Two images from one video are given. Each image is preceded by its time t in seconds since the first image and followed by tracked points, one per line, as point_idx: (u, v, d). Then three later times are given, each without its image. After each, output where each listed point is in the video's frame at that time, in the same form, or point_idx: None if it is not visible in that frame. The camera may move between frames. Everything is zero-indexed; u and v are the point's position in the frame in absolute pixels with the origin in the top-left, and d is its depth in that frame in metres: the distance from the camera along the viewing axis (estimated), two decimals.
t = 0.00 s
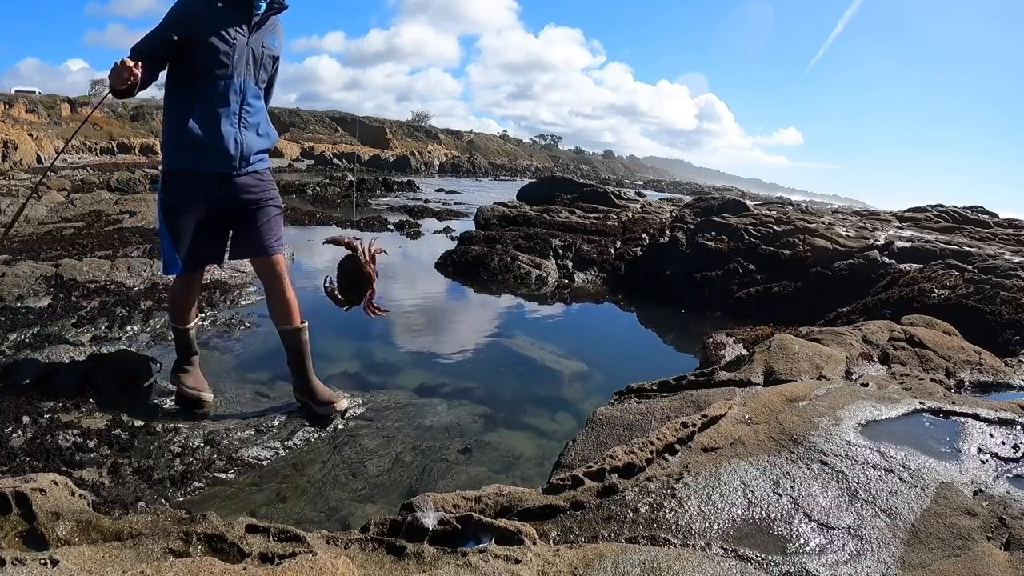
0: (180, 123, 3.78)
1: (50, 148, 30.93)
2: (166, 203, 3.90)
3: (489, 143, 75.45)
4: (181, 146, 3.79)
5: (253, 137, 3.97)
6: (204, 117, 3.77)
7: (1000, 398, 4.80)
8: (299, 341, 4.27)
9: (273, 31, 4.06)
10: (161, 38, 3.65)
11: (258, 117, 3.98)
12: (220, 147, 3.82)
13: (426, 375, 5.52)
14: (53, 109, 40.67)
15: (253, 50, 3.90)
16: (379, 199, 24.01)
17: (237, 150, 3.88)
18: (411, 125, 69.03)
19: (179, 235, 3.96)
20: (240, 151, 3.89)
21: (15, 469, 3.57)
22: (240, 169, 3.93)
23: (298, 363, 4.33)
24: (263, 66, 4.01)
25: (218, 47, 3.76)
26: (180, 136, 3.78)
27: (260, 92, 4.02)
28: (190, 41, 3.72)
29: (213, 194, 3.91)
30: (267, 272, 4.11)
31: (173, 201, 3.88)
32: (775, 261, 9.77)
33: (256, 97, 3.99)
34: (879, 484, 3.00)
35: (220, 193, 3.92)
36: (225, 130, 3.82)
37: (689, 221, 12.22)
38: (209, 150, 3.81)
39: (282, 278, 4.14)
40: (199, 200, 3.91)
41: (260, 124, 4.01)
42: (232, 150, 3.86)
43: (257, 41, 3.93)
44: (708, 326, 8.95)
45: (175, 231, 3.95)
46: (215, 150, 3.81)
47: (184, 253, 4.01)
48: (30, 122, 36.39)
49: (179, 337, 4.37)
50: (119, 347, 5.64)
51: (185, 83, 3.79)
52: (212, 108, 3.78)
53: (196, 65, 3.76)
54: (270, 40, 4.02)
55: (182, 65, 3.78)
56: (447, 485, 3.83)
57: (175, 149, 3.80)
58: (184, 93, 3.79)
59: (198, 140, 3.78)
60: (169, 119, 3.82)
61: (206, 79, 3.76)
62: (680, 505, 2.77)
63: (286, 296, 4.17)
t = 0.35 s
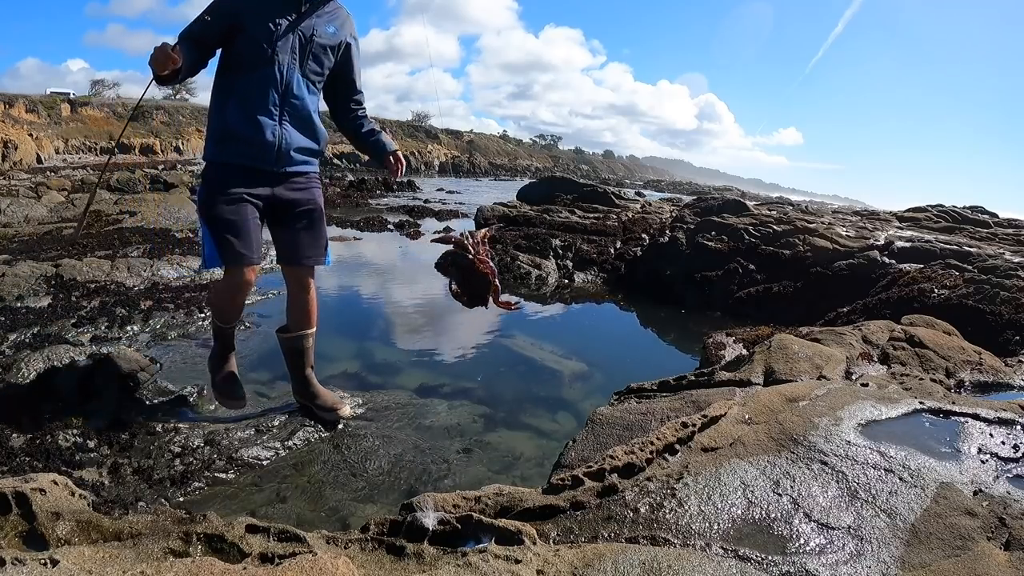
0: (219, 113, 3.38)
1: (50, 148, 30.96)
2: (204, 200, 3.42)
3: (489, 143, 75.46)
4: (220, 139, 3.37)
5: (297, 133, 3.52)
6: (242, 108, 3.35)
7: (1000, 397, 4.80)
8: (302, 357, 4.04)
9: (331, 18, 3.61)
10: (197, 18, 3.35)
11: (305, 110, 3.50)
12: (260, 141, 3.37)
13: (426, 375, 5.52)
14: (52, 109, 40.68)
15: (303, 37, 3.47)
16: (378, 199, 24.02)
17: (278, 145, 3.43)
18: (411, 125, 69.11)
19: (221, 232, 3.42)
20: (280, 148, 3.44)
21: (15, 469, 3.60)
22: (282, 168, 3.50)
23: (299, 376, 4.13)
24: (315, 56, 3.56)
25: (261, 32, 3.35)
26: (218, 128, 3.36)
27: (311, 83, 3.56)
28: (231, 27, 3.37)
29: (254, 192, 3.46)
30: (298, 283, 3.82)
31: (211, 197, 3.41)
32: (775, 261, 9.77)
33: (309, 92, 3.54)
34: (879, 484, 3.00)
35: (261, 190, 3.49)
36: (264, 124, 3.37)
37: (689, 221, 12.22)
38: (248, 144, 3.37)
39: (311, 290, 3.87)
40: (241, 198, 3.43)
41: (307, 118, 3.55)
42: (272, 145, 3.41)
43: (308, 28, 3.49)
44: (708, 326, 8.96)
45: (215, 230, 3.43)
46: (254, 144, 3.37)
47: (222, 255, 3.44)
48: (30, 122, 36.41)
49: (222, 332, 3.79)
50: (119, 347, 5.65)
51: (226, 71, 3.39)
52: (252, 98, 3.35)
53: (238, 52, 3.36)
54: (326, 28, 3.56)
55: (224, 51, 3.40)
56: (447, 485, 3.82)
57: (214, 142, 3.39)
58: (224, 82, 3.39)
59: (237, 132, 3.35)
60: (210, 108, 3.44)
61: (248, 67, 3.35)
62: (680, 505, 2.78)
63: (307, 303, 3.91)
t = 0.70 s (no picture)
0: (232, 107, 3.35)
1: (50, 148, 30.97)
2: (218, 197, 3.40)
3: (489, 143, 75.48)
4: (234, 135, 3.35)
5: (311, 125, 3.49)
6: (255, 101, 3.31)
7: (999, 398, 4.80)
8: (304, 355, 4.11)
9: (344, 3, 3.57)
10: None
11: (320, 100, 3.49)
12: (274, 134, 3.33)
13: (426, 375, 5.52)
14: (53, 109, 40.69)
15: (317, 24, 3.45)
16: (378, 199, 24.03)
17: (293, 138, 3.40)
18: (411, 125, 69.14)
19: (237, 231, 3.42)
20: (295, 141, 3.40)
21: (15, 470, 3.61)
22: (298, 162, 3.46)
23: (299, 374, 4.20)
24: (327, 44, 3.52)
25: (274, 21, 3.30)
26: (231, 123, 3.34)
27: (325, 73, 3.53)
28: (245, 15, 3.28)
29: (268, 189, 3.44)
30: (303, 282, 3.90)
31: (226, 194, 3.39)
32: (775, 261, 9.77)
33: (323, 81, 3.51)
34: (879, 484, 3.00)
35: (275, 187, 3.47)
36: (278, 117, 3.34)
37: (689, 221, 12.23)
38: (261, 138, 3.33)
39: (313, 288, 3.95)
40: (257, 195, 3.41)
41: (320, 110, 3.52)
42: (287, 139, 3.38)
43: (321, 15, 3.46)
44: (708, 326, 8.96)
45: (230, 227, 3.42)
46: (269, 138, 3.33)
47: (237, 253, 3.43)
48: (31, 122, 36.42)
49: (253, 361, 3.72)
50: (119, 347, 5.66)
51: (240, 64, 3.35)
52: (265, 91, 3.31)
53: (251, 44, 3.31)
54: (338, 14, 3.54)
55: (237, 42, 3.34)
56: (447, 485, 3.82)
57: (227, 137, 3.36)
58: (238, 76, 3.35)
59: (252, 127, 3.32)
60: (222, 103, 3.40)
61: (262, 60, 3.32)
62: (680, 505, 2.77)
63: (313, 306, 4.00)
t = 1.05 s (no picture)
0: (231, 107, 3.27)
1: (50, 148, 30.97)
2: (217, 202, 3.34)
3: (490, 143, 75.49)
4: (233, 136, 3.29)
5: (313, 124, 3.49)
6: (258, 102, 3.26)
7: (999, 398, 4.80)
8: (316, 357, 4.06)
9: None
10: None
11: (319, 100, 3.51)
12: (278, 135, 3.31)
13: (426, 375, 5.52)
14: (52, 109, 40.65)
15: (314, 20, 3.43)
16: (378, 199, 24.03)
17: (298, 139, 3.40)
18: (411, 125, 69.17)
19: (236, 235, 3.36)
20: (300, 142, 3.41)
21: (15, 469, 3.61)
22: (301, 163, 3.47)
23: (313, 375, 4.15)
24: (321, 39, 3.53)
25: (276, 15, 3.23)
26: (230, 125, 3.27)
27: (321, 70, 3.54)
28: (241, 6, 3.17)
29: (270, 190, 3.41)
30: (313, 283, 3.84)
31: (225, 198, 3.33)
32: (775, 261, 9.77)
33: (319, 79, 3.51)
34: (879, 484, 3.00)
35: (277, 189, 3.44)
36: (283, 117, 3.32)
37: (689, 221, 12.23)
38: (265, 140, 3.30)
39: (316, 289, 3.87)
40: (257, 197, 3.38)
41: (320, 108, 3.53)
42: (291, 139, 3.37)
43: (319, 10, 3.45)
44: (708, 326, 8.96)
45: (229, 231, 3.36)
46: (271, 139, 3.31)
47: (234, 256, 3.36)
48: (31, 122, 36.41)
49: (256, 360, 3.70)
50: (119, 347, 5.66)
51: (235, 61, 3.24)
52: (268, 91, 3.27)
53: (250, 39, 3.21)
54: (331, 10, 3.55)
55: (232, 37, 3.21)
56: (448, 485, 3.83)
57: (225, 139, 3.29)
58: (235, 73, 3.25)
59: (255, 129, 3.28)
60: (216, 104, 3.31)
61: (262, 57, 3.25)
62: (680, 505, 2.77)
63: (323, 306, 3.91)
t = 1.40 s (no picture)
0: (239, 106, 3.25)
1: (50, 148, 30.99)
2: (221, 202, 3.30)
3: (489, 143, 75.51)
4: (239, 136, 3.25)
5: (322, 125, 3.48)
6: (267, 101, 3.25)
7: (999, 397, 4.80)
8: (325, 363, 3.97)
9: None
10: None
11: (329, 101, 3.49)
12: (287, 136, 3.31)
13: (426, 375, 5.52)
14: (52, 109, 40.64)
15: (326, 20, 3.42)
16: (378, 199, 24.04)
17: (306, 139, 3.39)
18: (411, 125, 69.23)
19: (240, 236, 3.32)
20: (308, 142, 3.40)
21: (15, 470, 3.62)
22: (309, 163, 3.46)
23: (322, 381, 4.07)
24: (333, 39, 3.51)
25: (287, 14, 3.23)
26: (237, 124, 3.25)
27: (331, 71, 3.53)
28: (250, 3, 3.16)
29: (275, 191, 3.39)
30: (317, 288, 3.78)
31: (230, 198, 3.30)
32: (775, 261, 9.78)
33: (329, 80, 3.50)
34: (879, 484, 3.00)
35: (283, 190, 3.42)
36: (291, 117, 3.31)
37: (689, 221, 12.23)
38: (272, 140, 3.28)
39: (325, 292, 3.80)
40: (263, 198, 3.35)
41: (330, 109, 3.52)
42: (298, 139, 3.36)
43: (331, 10, 3.44)
44: (708, 326, 8.96)
45: (232, 232, 3.32)
46: (279, 139, 3.30)
47: (238, 257, 3.32)
48: (31, 122, 36.41)
49: (258, 360, 3.67)
50: (119, 347, 5.66)
51: (243, 60, 3.23)
52: (277, 90, 3.26)
53: (259, 37, 3.19)
54: (342, 10, 3.54)
55: (241, 35, 3.19)
56: (447, 486, 3.83)
57: (231, 139, 3.26)
58: (243, 72, 3.24)
59: (262, 128, 3.26)
60: (221, 102, 3.28)
61: (271, 57, 3.23)
62: (680, 505, 2.77)
63: (327, 310, 3.84)
